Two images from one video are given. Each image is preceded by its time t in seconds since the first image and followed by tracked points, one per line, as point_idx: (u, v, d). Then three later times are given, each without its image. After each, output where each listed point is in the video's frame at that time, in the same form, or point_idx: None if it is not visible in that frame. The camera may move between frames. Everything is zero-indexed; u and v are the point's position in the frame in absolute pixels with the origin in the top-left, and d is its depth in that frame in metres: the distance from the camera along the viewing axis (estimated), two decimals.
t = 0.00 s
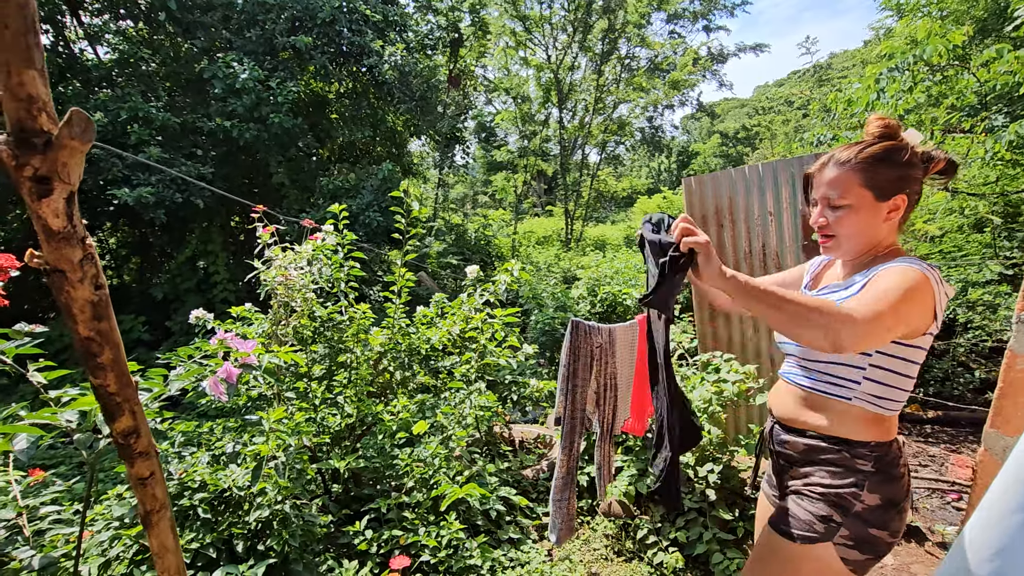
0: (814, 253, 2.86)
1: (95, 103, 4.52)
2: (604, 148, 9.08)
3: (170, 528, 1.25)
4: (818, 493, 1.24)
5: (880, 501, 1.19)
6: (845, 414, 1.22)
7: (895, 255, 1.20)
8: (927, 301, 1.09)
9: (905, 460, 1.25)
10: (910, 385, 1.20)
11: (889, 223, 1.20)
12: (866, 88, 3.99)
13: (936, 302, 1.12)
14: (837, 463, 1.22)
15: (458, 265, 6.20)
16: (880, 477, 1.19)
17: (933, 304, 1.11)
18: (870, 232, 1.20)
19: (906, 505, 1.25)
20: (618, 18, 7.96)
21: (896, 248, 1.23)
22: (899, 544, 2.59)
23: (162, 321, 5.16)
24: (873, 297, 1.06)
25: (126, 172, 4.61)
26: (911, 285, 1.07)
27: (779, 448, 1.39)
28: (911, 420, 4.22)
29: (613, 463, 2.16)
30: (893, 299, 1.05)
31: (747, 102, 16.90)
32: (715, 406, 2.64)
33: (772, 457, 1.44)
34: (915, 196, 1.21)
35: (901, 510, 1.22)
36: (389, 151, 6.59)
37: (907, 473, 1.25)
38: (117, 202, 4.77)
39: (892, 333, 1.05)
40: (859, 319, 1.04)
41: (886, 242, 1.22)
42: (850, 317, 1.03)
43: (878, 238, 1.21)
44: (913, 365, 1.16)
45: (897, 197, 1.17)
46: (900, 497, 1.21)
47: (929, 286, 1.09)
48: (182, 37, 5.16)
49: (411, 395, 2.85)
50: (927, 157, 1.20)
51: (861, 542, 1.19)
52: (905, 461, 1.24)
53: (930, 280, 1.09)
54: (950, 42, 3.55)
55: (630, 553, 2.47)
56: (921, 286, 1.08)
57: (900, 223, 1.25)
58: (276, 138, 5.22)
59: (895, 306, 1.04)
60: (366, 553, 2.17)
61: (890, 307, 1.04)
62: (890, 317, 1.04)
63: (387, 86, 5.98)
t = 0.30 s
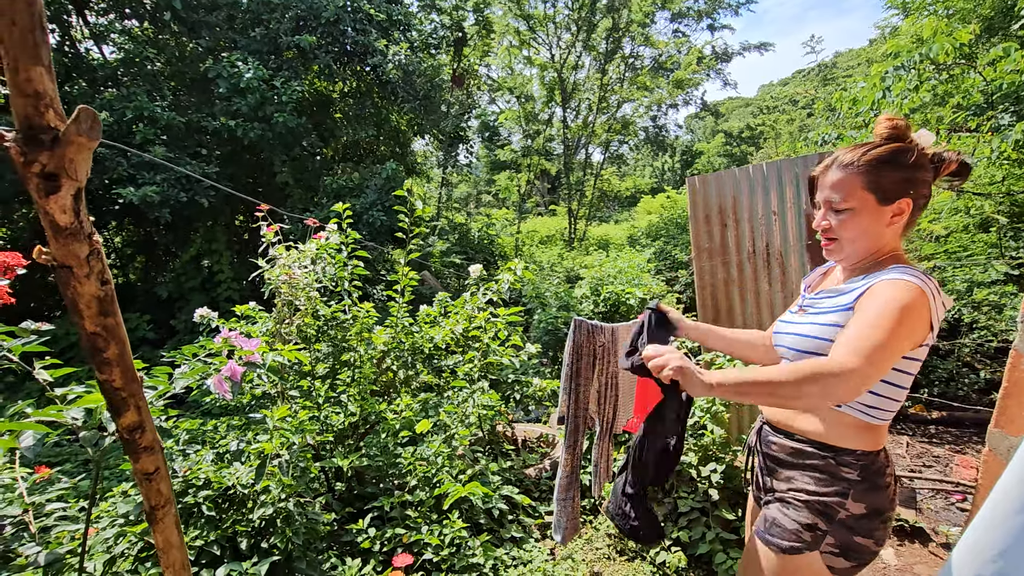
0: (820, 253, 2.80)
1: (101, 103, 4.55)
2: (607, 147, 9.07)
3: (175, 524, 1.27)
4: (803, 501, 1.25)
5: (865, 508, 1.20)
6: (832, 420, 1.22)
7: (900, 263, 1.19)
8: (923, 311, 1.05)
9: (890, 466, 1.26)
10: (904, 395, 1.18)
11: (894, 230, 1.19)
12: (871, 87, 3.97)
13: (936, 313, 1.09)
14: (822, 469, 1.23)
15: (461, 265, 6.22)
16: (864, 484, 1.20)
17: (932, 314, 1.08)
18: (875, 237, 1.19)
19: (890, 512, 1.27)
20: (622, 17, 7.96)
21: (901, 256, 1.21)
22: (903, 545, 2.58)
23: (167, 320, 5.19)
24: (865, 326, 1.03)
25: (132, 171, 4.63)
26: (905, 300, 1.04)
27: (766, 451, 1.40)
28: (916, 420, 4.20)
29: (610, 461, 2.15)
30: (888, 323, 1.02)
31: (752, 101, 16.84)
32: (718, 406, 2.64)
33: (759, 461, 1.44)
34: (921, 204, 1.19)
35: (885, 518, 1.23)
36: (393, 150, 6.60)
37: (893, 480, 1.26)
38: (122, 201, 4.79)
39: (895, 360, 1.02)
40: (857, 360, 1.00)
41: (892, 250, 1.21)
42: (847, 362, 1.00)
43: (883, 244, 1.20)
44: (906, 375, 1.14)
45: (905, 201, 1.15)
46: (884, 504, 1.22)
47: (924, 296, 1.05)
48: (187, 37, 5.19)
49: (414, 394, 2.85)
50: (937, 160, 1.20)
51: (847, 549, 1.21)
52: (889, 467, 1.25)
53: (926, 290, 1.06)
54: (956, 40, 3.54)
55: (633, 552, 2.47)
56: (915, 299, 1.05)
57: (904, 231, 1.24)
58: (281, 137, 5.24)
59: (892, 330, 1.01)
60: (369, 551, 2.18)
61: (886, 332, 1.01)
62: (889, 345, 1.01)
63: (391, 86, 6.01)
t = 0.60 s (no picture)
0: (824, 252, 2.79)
1: (105, 102, 4.56)
2: (610, 146, 9.06)
3: (190, 522, 1.28)
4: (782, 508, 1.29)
5: (844, 519, 1.20)
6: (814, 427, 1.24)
7: (890, 262, 1.17)
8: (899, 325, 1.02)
9: (879, 475, 1.24)
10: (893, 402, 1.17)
11: (885, 228, 1.17)
12: (875, 85, 3.96)
13: (923, 321, 1.05)
14: (801, 478, 1.26)
15: (464, 263, 6.23)
16: (843, 493, 1.20)
17: (916, 325, 1.04)
18: (863, 235, 1.18)
19: (881, 522, 1.25)
20: (624, 16, 7.94)
21: (894, 256, 1.20)
22: (907, 544, 2.58)
23: (171, 318, 5.20)
24: (833, 342, 1.00)
25: (136, 170, 4.65)
26: (875, 317, 1.01)
27: (752, 458, 1.44)
28: (919, 419, 4.20)
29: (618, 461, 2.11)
30: (856, 340, 0.99)
31: (754, 100, 16.79)
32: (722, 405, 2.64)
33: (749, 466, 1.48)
34: (916, 202, 1.17)
35: (871, 530, 1.22)
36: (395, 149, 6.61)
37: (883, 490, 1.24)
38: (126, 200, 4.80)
39: (864, 382, 0.98)
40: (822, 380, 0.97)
41: (883, 249, 1.19)
42: (813, 387, 0.96)
43: (873, 242, 1.19)
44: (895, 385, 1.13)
45: (893, 198, 1.14)
46: (869, 515, 1.21)
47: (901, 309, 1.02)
48: (190, 36, 5.20)
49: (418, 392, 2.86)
50: (936, 157, 1.19)
51: (825, 558, 1.23)
52: (878, 476, 1.24)
53: (905, 299, 1.03)
54: (960, 39, 3.53)
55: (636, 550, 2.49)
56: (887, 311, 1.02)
57: (902, 230, 1.22)
58: (284, 136, 5.25)
59: (861, 348, 0.98)
60: (375, 549, 2.19)
61: (855, 349, 0.98)
62: (857, 364, 0.97)
63: (393, 85, 6.02)
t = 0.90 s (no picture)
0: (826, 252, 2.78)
1: (106, 100, 4.57)
2: (610, 144, 9.05)
3: (190, 520, 1.29)
4: (758, 527, 1.17)
5: (823, 541, 1.08)
6: (782, 445, 1.13)
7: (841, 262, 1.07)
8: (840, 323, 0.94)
9: (862, 492, 1.11)
10: (863, 410, 1.07)
11: (835, 228, 1.07)
12: (876, 84, 3.96)
13: (868, 321, 0.97)
14: (775, 496, 1.14)
15: (464, 262, 6.24)
16: (820, 512, 1.08)
17: (856, 326, 0.96)
18: (811, 235, 1.09)
19: (871, 542, 1.12)
20: (626, 14, 7.88)
21: (849, 259, 1.09)
22: (907, 542, 2.58)
23: (171, 316, 5.21)
24: (768, 333, 0.91)
25: (137, 168, 4.65)
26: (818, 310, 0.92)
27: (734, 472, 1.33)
28: (920, 418, 4.20)
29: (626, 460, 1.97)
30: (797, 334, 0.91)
31: (756, 98, 16.76)
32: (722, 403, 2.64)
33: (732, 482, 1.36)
34: (869, 203, 1.08)
35: (855, 552, 1.09)
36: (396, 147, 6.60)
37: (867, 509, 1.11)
38: (127, 198, 4.81)
39: (790, 380, 0.91)
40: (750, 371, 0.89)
41: (835, 250, 1.09)
42: (731, 377, 0.89)
43: (822, 243, 1.09)
44: (860, 394, 1.04)
45: (839, 194, 1.05)
46: (853, 535, 1.09)
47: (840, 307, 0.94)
48: (191, 34, 5.20)
49: (418, 390, 2.86)
50: (896, 157, 1.10)
51: None
52: (861, 493, 1.11)
53: (846, 299, 0.94)
54: (961, 37, 3.52)
55: (636, 548, 2.50)
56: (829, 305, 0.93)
57: (858, 233, 1.11)
58: (284, 134, 5.24)
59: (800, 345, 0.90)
60: (375, 546, 2.19)
61: (792, 345, 0.90)
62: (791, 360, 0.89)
63: (394, 83, 6.01)
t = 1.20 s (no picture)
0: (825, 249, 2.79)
1: (103, 97, 4.56)
2: (610, 141, 8.98)
3: (181, 519, 1.28)
4: (746, 550, 1.05)
5: (814, 563, 0.95)
6: (755, 453, 1.02)
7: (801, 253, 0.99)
8: (736, 286, 0.82)
9: (853, 507, 0.97)
10: (841, 402, 0.94)
11: (792, 218, 1.00)
12: (876, 81, 3.95)
13: (810, 298, 0.87)
14: (757, 515, 1.02)
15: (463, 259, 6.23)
16: (806, 531, 0.96)
17: (796, 304, 0.87)
18: (766, 227, 1.02)
19: (872, 562, 0.98)
20: (625, 10, 7.81)
21: (813, 250, 1.01)
22: (905, 541, 2.58)
23: (170, 314, 5.20)
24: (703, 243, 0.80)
25: (134, 165, 4.64)
26: (734, 256, 0.81)
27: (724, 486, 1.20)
28: (919, 416, 4.20)
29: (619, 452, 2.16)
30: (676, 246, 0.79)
31: (756, 95, 16.73)
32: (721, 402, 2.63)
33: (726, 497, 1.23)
34: (828, 190, 1.00)
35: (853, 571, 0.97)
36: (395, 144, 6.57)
37: (865, 527, 0.98)
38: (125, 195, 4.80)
39: (690, 291, 0.81)
40: (598, 233, 0.82)
41: (798, 242, 1.01)
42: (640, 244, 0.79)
43: (781, 236, 1.02)
44: (828, 383, 0.92)
45: (788, 180, 0.98)
46: (850, 554, 0.96)
47: (766, 285, 0.84)
48: (189, 30, 5.18)
49: (416, 387, 2.84)
50: (857, 142, 1.03)
51: None
52: (851, 508, 0.97)
53: (786, 272, 0.85)
54: (961, 35, 3.52)
55: (634, 546, 2.49)
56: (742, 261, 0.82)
57: (822, 224, 1.03)
58: (282, 131, 5.22)
59: (664, 256, 0.78)
60: (372, 544, 2.19)
61: (660, 247, 0.79)
62: (646, 256, 0.79)
63: (393, 80, 5.99)
